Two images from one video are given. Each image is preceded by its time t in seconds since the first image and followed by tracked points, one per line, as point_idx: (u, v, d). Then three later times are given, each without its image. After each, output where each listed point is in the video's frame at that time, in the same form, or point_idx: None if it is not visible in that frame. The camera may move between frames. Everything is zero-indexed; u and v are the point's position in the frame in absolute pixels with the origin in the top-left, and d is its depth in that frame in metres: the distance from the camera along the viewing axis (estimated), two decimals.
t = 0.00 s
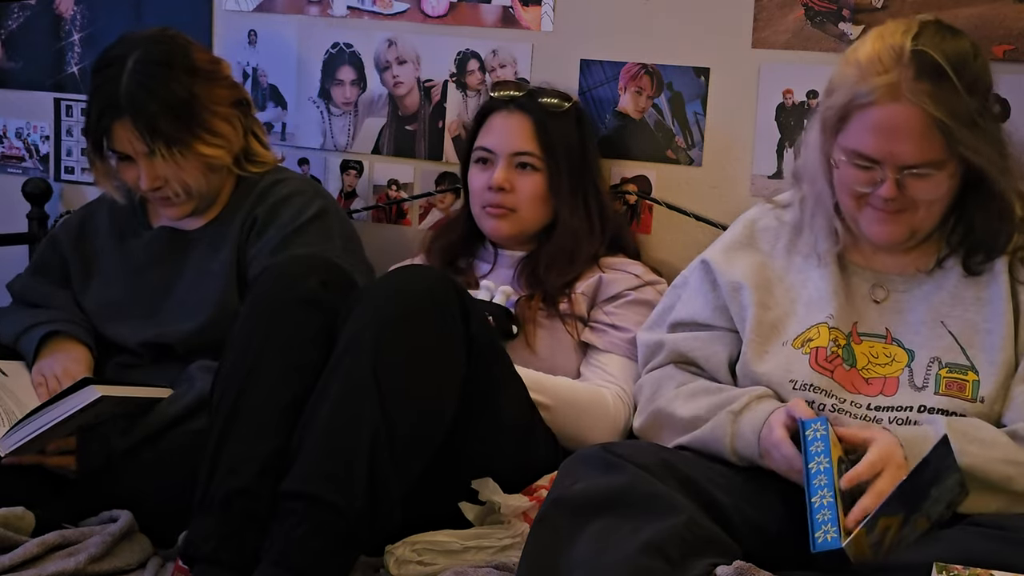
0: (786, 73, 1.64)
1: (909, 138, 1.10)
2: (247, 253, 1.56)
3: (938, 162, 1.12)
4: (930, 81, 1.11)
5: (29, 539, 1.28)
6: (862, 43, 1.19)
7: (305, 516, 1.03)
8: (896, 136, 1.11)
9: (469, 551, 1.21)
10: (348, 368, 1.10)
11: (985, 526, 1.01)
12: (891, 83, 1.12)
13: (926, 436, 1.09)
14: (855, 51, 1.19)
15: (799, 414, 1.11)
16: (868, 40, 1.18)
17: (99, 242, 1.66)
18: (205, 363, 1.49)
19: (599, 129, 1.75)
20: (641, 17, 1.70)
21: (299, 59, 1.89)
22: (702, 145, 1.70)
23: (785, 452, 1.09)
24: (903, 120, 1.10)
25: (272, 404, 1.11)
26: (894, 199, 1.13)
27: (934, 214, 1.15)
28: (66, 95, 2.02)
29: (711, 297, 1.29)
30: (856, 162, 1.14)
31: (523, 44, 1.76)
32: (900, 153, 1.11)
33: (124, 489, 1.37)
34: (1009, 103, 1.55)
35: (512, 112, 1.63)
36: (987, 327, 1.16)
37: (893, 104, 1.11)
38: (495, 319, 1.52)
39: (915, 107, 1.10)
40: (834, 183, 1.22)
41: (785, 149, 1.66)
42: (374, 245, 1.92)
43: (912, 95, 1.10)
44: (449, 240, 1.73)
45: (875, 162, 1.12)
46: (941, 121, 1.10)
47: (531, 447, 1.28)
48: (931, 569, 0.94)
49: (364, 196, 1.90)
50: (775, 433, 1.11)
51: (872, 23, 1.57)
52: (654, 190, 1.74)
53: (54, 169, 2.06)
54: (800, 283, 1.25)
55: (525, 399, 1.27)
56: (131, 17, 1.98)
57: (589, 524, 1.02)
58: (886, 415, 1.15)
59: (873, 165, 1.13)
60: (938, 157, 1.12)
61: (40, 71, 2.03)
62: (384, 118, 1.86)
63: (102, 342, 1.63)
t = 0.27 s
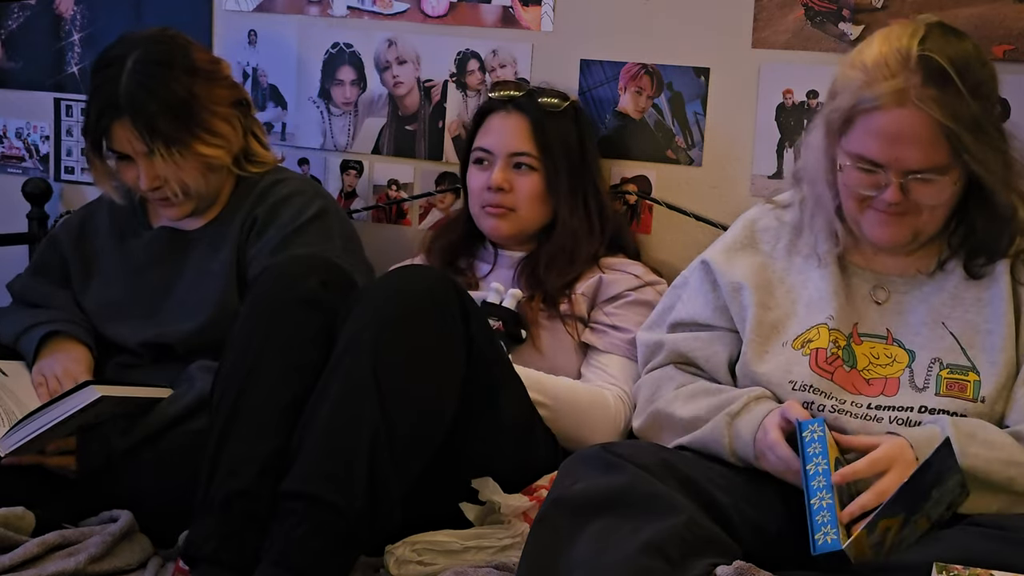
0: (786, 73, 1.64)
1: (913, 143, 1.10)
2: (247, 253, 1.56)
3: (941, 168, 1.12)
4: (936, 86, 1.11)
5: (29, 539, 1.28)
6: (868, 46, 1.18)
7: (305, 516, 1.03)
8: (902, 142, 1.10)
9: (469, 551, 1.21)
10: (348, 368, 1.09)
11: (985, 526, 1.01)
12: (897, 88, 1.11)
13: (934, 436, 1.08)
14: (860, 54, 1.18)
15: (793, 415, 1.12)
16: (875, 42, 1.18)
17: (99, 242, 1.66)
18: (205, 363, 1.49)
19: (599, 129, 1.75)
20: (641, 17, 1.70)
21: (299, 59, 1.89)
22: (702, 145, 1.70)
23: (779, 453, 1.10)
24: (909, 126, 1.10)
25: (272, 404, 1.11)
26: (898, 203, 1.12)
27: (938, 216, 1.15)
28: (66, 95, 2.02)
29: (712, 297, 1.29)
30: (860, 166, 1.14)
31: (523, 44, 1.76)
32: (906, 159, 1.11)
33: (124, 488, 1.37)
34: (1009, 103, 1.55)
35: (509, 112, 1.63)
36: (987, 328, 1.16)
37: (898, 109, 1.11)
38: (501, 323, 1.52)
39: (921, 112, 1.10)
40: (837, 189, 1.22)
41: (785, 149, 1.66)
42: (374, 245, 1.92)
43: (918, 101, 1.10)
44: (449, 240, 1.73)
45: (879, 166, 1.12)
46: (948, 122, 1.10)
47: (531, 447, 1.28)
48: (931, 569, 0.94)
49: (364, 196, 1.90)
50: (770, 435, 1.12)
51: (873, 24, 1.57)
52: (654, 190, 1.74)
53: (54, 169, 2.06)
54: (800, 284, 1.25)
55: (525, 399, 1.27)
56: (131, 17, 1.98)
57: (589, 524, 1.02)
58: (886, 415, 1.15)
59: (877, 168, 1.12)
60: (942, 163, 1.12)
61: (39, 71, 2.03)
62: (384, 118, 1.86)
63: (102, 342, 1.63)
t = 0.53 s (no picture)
0: (786, 73, 1.64)
1: (916, 147, 1.09)
2: (247, 253, 1.56)
3: (945, 172, 1.11)
4: (939, 91, 1.10)
5: (29, 539, 1.28)
6: (872, 47, 1.18)
7: (305, 516, 1.03)
8: (906, 144, 1.10)
9: (469, 550, 1.21)
10: (348, 368, 1.09)
11: (985, 526, 1.01)
12: (901, 91, 1.10)
13: (939, 439, 1.07)
14: (864, 55, 1.17)
15: (792, 415, 1.12)
16: (879, 44, 1.17)
17: (99, 242, 1.66)
18: (205, 363, 1.49)
19: (599, 129, 1.75)
20: (641, 17, 1.70)
21: (299, 59, 1.89)
22: (702, 145, 1.70)
23: (779, 454, 1.10)
24: (911, 128, 1.09)
25: (272, 404, 1.11)
26: (900, 205, 1.12)
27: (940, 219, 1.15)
28: (66, 95, 2.02)
29: (712, 297, 1.29)
30: (862, 168, 1.13)
31: (523, 44, 1.76)
32: (908, 163, 1.10)
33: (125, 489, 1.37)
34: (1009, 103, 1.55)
35: (506, 112, 1.63)
36: (988, 329, 1.16)
37: (902, 112, 1.10)
38: (501, 324, 1.52)
39: (925, 116, 1.09)
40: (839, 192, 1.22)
41: (785, 149, 1.66)
42: (374, 245, 1.92)
43: (921, 105, 1.09)
44: (449, 240, 1.73)
45: (882, 168, 1.11)
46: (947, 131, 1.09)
47: (531, 447, 1.28)
48: (931, 569, 0.94)
49: (364, 196, 1.90)
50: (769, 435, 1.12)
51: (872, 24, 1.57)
52: (654, 190, 1.74)
53: (54, 169, 2.06)
54: (800, 284, 1.25)
55: (525, 399, 1.27)
56: (131, 17, 1.98)
57: (589, 524, 1.02)
58: (886, 415, 1.15)
59: (879, 171, 1.12)
60: (946, 167, 1.11)
61: (40, 71, 2.03)
62: (384, 118, 1.86)
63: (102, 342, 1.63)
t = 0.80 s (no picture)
0: (786, 73, 1.64)
1: (921, 151, 1.08)
2: (247, 253, 1.56)
3: (949, 176, 1.10)
4: (945, 96, 1.09)
5: (29, 539, 1.28)
6: (877, 49, 1.17)
7: (305, 516, 1.03)
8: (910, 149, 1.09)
9: (469, 551, 1.21)
10: (347, 368, 1.09)
11: (985, 526, 1.01)
12: (906, 96, 1.09)
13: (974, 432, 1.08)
14: (869, 58, 1.16)
15: (774, 419, 1.11)
16: (884, 46, 1.16)
17: (99, 241, 1.66)
18: (205, 363, 1.49)
19: (599, 129, 1.75)
20: (641, 17, 1.70)
21: (299, 59, 1.89)
22: (702, 145, 1.70)
23: (767, 458, 1.10)
24: (915, 133, 1.08)
25: (272, 404, 1.11)
26: (902, 209, 1.11)
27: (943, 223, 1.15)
28: (66, 95, 2.02)
29: (712, 298, 1.29)
30: (865, 172, 1.13)
31: (523, 44, 1.76)
32: (912, 167, 1.09)
33: (125, 489, 1.37)
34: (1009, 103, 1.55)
35: (504, 112, 1.64)
36: (988, 330, 1.16)
37: (906, 117, 1.09)
38: (500, 324, 1.52)
39: (930, 122, 1.08)
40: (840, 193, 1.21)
41: (785, 149, 1.66)
42: (374, 245, 1.92)
43: (926, 110, 1.08)
44: (448, 240, 1.73)
45: (885, 173, 1.11)
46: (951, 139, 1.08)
47: (531, 446, 1.28)
48: (931, 569, 0.94)
49: (364, 196, 1.90)
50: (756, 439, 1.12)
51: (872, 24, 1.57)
52: (654, 190, 1.74)
53: (54, 169, 2.06)
54: (800, 285, 1.25)
55: (525, 399, 1.27)
56: (131, 17, 1.98)
57: (589, 524, 1.02)
58: (886, 414, 1.15)
59: (882, 175, 1.11)
60: (951, 171, 1.10)
61: (40, 71, 2.03)
62: (384, 118, 1.86)
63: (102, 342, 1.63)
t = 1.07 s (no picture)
0: (786, 73, 1.64)
1: (931, 160, 1.08)
2: (247, 253, 1.56)
3: (956, 185, 1.10)
4: (956, 106, 1.09)
5: (29, 539, 1.28)
6: (888, 53, 1.16)
7: (305, 516, 1.03)
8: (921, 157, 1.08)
9: (469, 551, 1.21)
10: (347, 368, 1.09)
11: (985, 526, 1.00)
12: (917, 103, 1.09)
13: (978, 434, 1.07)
14: (880, 62, 1.16)
15: (760, 424, 1.11)
16: (895, 50, 1.15)
17: (99, 241, 1.66)
18: (205, 363, 1.49)
19: (599, 129, 1.75)
20: (641, 17, 1.70)
21: (299, 59, 1.89)
22: (702, 145, 1.70)
23: (758, 463, 1.10)
24: (925, 141, 1.08)
25: (272, 404, 1.11)
26: (909, 215, 1.11)
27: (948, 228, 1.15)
28: (66, 95, 2.02)
29: (711, 299, 1.29)
30: (873, 177, 1.12)
31: (523, 44, 1.76)
32: (922, 176, 1.09)
33: (125, 489, 1.37)
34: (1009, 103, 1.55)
35: (496, 115, 1.64)
36: (989, 331, 1.16)
37: (916, 126, 1.08)
38: (499, 324, 1.52)
39: (940, 130, 1.08)
40: (845, 197, 1.20)
41: (785, 149, 1.66)
42: (374, 245, 1.92)
43: (938, 120, 1.08)
44: (448, 240, 1.73)
45: (894, 179, 1.10)
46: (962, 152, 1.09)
47: (531, 447, 1.28)
48: (931, 570, 0.94)
49: (364, 196, 1.90)
50: (745, 443, 1.12)
51: (872, 24, 1.57)
52: (654, 190, 1.74)
53: (54, 169, 2.06)
54: (799, 286, 1.25)
55: (525, 400, 1.27)
56: (131, 16, 1.98)
57: (589, 524, 1.02)
58: (888, 415, 1.14)
59: (891, 181, 1.11)
60: (959, 179, 1.10)
61: (40, 71, 2.03)
62: (384, 118, 1.86)
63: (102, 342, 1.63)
